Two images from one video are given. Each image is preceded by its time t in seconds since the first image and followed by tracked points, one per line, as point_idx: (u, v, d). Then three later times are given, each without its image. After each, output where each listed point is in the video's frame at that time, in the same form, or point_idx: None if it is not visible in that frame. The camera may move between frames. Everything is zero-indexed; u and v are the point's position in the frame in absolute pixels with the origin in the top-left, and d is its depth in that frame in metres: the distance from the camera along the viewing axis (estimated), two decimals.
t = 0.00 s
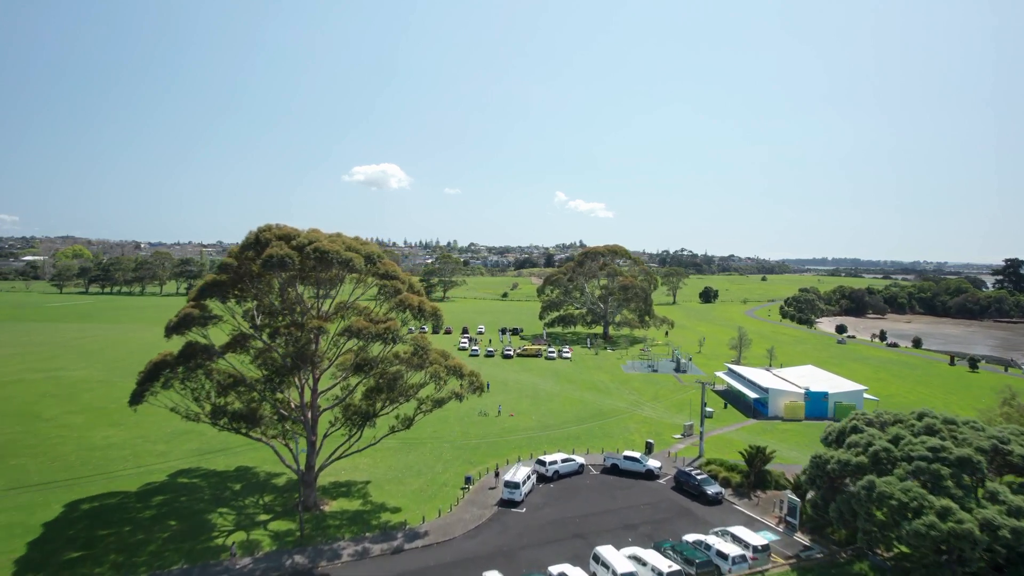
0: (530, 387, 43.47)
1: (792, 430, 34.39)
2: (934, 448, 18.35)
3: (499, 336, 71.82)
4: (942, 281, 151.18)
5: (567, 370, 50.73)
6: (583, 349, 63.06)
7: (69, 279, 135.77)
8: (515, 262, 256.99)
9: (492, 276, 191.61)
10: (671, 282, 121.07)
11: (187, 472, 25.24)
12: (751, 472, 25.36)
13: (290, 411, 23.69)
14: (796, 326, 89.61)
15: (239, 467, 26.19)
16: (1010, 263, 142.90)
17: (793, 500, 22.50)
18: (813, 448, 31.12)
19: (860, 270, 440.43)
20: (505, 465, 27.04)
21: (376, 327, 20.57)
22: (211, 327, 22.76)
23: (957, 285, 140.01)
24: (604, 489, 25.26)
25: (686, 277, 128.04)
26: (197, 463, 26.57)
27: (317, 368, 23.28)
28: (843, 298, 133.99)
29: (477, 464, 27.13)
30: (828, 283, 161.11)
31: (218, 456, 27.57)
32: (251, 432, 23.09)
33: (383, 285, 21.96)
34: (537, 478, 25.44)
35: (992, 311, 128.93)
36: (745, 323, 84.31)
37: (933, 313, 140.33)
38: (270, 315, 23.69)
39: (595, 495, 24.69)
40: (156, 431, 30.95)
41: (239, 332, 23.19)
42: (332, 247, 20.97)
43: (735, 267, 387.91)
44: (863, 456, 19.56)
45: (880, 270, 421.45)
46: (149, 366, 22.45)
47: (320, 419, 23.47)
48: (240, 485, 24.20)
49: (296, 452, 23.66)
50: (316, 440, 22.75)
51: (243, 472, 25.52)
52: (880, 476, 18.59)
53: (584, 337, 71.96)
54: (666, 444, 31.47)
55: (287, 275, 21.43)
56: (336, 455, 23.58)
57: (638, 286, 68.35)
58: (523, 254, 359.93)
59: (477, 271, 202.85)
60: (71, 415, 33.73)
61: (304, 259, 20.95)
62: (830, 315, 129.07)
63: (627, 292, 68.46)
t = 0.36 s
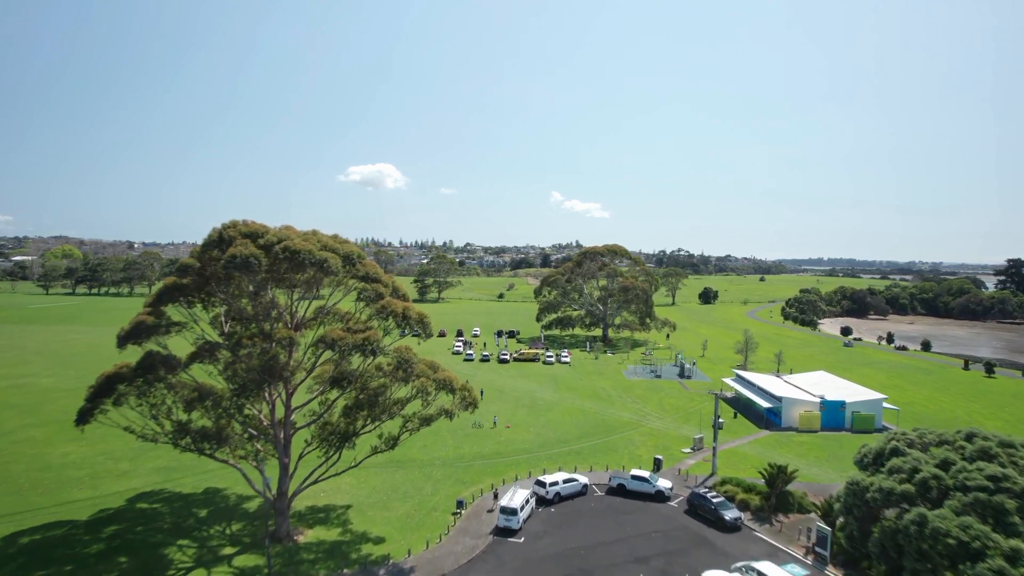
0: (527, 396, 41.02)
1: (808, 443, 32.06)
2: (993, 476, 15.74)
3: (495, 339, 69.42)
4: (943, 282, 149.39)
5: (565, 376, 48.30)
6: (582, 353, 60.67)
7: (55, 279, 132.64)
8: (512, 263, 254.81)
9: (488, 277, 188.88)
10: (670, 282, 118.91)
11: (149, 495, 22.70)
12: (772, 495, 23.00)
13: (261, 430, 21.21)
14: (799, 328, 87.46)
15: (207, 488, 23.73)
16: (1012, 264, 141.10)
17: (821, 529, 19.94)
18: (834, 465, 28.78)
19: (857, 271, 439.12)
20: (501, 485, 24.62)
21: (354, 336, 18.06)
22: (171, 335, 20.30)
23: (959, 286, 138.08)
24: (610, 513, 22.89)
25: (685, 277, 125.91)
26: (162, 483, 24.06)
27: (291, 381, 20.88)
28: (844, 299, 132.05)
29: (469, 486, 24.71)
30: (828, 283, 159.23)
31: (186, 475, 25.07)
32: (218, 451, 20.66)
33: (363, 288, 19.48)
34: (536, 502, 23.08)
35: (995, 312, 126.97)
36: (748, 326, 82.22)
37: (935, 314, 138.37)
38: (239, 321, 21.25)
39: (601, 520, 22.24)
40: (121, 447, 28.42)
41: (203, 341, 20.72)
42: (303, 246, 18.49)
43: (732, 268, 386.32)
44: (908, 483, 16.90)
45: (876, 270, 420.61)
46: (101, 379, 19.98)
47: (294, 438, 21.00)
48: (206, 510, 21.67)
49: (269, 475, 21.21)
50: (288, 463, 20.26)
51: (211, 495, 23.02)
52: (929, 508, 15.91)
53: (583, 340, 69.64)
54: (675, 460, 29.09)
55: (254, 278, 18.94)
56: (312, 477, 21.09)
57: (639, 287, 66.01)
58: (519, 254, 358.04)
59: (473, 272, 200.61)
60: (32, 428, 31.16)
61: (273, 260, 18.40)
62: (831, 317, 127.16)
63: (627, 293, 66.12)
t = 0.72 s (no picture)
0: (526, 406, 38.57)
1: (830, 458, 29.64)
2: None
3: (492, 341, 67.07)
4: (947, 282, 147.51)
5: (566, 383, 45.89)
6: (582, 357, 58.31)
7: (43, 280, 129.98)
8: (509, 263, 252.67)
9: (486, 277, 186.46)
10: (670, 283, 116.74)
11: (103, 523, 20.24)
12: (802, 523, 20.67)
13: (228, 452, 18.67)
14: (805, 330, 85.22)
15: (172, 514, 21.29)
16: (1017, 264, 139.23)
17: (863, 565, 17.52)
18: (860, 482, 26.37)
19: (856, 271, 437.49)
20: (498, 509, 22.22)
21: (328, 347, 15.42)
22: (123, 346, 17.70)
23: (964, 286, 136.10)
24: (620, 542, 20.50)
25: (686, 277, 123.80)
26: (121, 508, 21.62)
27: (260, 398, 18.06)
28: (847, 300, 130.04)
29: (463, 510, 22.29)
30: (830, 284, 157.23)
31: (149, 498, 22.62)
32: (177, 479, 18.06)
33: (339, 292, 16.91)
34: (537, 530, 20.68)
35: (1001, 313, 124.91)
36: (753, 328, 79.97)
37: (939, 314, 136.31)
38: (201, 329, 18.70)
39: (610, 552, 19.84)
40: (83, 464, 25.97)
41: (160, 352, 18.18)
42: (269, 244, 15.94)
43: (731, 268, 384.65)
44: (972, 521, 14.20)
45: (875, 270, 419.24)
46: (41, 395, 17.43)
47: (265, 461, 18.41)
48: (166, 542, 19.23)
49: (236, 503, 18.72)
50: (257, 491, 17.79)
51: (174, 523, 20.57)
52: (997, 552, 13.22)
53: (583, 342, 67.29)
54: (688, 478, 26.69)
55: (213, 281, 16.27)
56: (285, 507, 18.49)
57: (641, 287, 63.68)
58: (517, 254, 355.88)
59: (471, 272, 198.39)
60: None
61: (233, 261, 15.74)
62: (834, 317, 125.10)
63: (630, 294, 63.78)
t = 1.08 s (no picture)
0: (528, 416, 36.11)
1: (858, 476, 27.19)
2: None
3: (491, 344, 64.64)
4: (953, 282, 145.31)
5: (569, 390, 43.45)
6: (585, 361, 55.94)
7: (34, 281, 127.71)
8: (509, 263, 250.60)
9: (484, 277, 184.36)
10: (673, 283, 114.48)
11: (47, 560, 17.76)
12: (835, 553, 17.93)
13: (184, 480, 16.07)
14: (813, 332, 82.90)
15: (127, 548, 18.81)
16: None
17: None
18: (896, 505, 23.93)
19: (857, 271, 435.21)
20: (496, 540, 19.75)
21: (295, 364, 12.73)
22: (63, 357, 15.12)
23: (972, 287, 133.67)
24: None
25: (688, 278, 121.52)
26: (70, 541, 19.14)
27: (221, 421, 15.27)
28: (852, 301, 127.85)
29: (456, 541, 19.82)
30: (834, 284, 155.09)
31: (105, 528, 20.16)
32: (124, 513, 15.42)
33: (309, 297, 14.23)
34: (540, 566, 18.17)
35: (1009, 314, 122.36)
36: (759, 331, 77.66)
37: (946, 315, 133.90)
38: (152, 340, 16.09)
39: None
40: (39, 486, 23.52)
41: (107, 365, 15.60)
42: (224, 241, 13.22)
43: (731, 268, 382.66)
44: None
45: (876, 270, 417.40)
46: None
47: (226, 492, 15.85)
48: None
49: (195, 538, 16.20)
50: (216, 527, 15.24)
51: (129, 559, 18.08)
52: None
53: (585, 345, 64.90)
54: (705, 500, 24.25)
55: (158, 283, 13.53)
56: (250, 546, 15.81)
57: (646, 288, 61.33)
58: (516, 254, 353.95)
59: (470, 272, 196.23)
60: None
61: (181, 260, 13.03)
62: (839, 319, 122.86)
63: (633, 295, 61.41)
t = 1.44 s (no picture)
0: (530, 427, 33.71)
1: (892, 497, 24.67)
2: None
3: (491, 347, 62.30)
4: (961, 283, 142.75)
5: (573, 398, 41.04)
6: (588, 365, 53.55)
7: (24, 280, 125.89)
8: (509, 263, 248.58)
9: (484, 278, 182.25)
10: (677, 283, 112.14)
11: None
12: None
13: (128, 519, 13.36)
14: (823, 334, 80.45)
15: None
16: None
17: None
18: (940, 533, 21.44)
19: (859, 271, 432.63)
20: None
21: (244, 389, 10.21)
22: None
23: (981, 288, 131.10)
24: None
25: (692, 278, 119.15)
26: None
27: (167, 450, 12.73)
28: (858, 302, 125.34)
29: None
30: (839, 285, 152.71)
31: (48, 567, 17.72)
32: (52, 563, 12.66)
33: (269, 305, 11.74)
34: None
35: (1020, 315, 119.59)
36: (769, 335, 75.25)
37: (954, 316, 131.38)
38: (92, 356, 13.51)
39: None
40: None
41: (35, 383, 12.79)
42: (160, 237, 10.71)
43: (733, 268, 380.56)
44: None
45: (878, 270, 415.14)
46: None
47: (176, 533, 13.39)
48: None
49: None
50: None
51: None
52: None
53: (588, 348, 62.50)
54: (727, 528, 21.78)
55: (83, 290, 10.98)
56: None
57: (651, 289, 58.89)
58: (516, 254, 352.07)
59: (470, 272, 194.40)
60: None
61: (106, 263, 10.45)
62: (846, 320, 120.42)
63: (638, 296, 58.99)
